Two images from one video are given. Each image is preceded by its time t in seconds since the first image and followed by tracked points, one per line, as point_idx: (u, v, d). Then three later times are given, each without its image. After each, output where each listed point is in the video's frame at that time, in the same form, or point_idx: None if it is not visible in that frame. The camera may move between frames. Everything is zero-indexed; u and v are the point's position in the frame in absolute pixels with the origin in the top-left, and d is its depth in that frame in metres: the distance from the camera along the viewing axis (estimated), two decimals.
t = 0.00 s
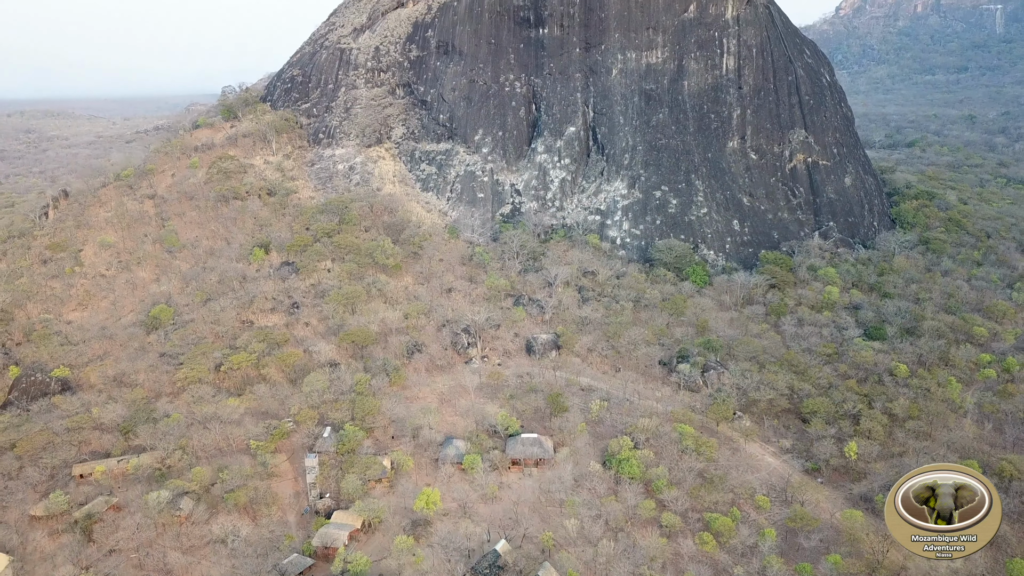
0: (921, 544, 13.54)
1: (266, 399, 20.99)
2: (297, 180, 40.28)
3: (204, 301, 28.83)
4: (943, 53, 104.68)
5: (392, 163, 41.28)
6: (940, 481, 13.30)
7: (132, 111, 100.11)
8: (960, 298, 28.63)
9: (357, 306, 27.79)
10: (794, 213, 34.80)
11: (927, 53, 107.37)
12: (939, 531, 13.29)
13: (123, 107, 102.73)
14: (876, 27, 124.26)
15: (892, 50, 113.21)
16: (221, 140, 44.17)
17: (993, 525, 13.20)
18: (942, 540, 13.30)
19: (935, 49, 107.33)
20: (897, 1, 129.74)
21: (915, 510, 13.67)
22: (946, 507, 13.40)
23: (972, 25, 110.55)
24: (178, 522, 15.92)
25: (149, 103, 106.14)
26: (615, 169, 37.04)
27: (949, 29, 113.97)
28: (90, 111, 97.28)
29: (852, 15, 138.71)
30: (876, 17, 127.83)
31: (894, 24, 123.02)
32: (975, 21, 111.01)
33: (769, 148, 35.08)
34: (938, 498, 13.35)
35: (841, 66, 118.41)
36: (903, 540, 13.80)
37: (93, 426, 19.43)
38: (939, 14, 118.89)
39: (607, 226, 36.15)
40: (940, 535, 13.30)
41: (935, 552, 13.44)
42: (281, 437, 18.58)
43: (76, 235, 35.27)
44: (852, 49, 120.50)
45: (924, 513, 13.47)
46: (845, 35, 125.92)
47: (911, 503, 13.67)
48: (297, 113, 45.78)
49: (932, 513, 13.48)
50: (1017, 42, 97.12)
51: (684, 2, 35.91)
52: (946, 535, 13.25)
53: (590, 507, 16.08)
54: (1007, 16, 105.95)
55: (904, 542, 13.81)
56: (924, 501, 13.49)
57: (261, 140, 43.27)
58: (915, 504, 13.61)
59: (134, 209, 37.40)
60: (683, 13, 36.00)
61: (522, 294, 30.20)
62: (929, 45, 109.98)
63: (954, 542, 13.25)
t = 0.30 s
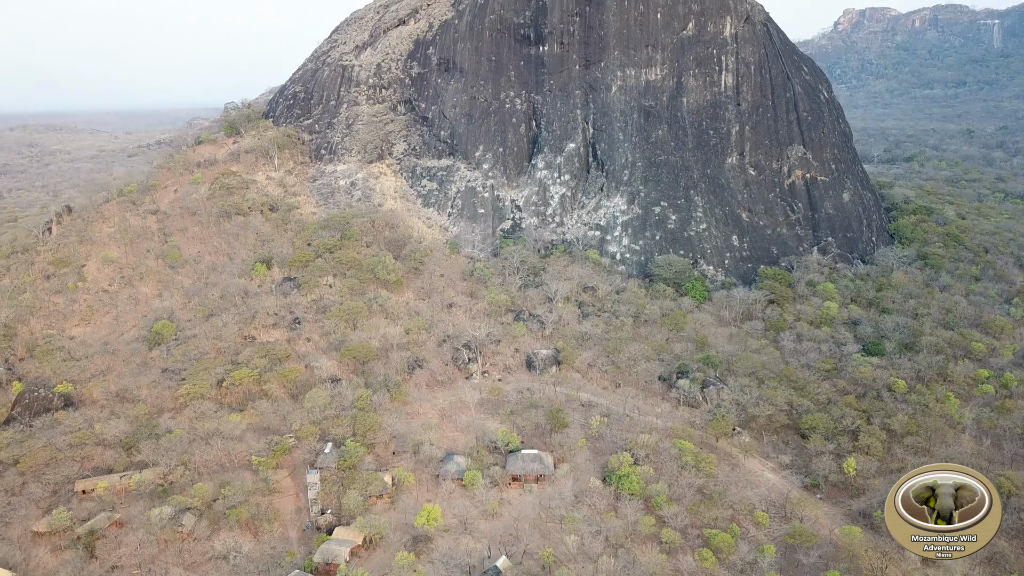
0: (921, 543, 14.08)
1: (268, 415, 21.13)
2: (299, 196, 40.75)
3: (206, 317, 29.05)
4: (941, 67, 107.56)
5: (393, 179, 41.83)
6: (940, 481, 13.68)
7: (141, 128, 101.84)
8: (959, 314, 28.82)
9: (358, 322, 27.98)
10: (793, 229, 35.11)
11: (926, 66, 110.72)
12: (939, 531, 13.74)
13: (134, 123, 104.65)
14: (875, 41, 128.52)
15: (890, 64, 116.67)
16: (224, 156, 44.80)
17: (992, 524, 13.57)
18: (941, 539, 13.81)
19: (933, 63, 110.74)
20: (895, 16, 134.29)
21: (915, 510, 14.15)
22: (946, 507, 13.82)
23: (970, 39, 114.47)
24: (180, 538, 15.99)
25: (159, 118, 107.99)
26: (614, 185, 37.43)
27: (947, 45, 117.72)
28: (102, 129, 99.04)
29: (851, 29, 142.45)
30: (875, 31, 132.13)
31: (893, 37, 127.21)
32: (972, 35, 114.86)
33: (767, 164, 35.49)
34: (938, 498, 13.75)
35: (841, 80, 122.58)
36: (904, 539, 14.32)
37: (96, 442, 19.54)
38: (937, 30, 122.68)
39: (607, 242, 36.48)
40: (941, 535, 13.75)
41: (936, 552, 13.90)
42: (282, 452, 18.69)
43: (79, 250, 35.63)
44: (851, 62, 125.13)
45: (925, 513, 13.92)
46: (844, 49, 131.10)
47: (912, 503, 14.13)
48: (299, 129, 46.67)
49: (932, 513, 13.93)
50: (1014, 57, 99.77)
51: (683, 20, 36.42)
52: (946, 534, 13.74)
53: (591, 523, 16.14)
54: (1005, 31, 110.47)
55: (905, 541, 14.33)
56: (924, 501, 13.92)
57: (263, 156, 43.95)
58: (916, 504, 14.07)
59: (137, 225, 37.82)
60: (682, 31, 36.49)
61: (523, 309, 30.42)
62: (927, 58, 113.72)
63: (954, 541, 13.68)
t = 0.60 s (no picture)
0: (920, 543, 14.28)
1: (269, 431, 21.27)
2: (301, 211, 41.24)
3: (208, 332, 29.21)
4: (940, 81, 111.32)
5: (394, 195, 42.31)
6: (940, 481, 13.86)
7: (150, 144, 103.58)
8: (957, 329, 29.00)
9: (360, 337, 28.15)
10: (791, 244, 35.42)
11: (926, 79, 114.95)
12: (939, 531, 13.96)
13: (143, 140, 106.51)
14: (874, 55, 135.55)
15: (888, 79, 121.43)
16: (226, 172, 45.32)
17: (992, 524, 13.78)
18: (942, 540, 14.01)
19: (931, 77, 114.76)
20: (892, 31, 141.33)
21: (915, 509, 14.36)
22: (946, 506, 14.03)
23: (969, 54, 119.52)
24: (181, 554, 16.05)
25: (168, 136, 110.18)
26: (614, 201, 37.78)
27: (945, 59, 122.57)
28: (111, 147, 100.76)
29: (849, 44, 147.79)
30: (874, 46, 138.56)
31: (891, 52, 134.01)
32: (971, 50, 120.46)
33: (766, 180, 35.89)
34: (938, 498, 13.94)
35: (840, 95, 126.29)
36: (904, 540, 14.51)
37: (98, 458, 19.66)
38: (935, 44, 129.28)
39: (606, 257, 36.78)
40: (940, 535, 13.98)
41: (935, 552, 14.13)
42: (284, 469, 18.81)
43: (82, 265, 35.95)
44: (850, 76, 130.03)
45: (925, 513, 14.13)
46: (842, 65, 136.45)
47: (913, 503, 14.33)
48: (302, 146, 47.47)
49: (932, 512, 14.13)
50: (1012, 71, 102.67)
51: (682, 38, 36.85)
52: (947, 535, 13.93)
53: (591, 540, 16.19)
54: (1003, 48, 114.56)
55: (905, 542, 14.54)
56: (924, 501, 14.13)
57: (265, 172, 44.53)
58: (916, 505, 14.26)
59: (139, 240, 38.19)
60: (681, 49, 36.92)
61: (523, 325, 30.61)
62: (926, 71, 118.67)
63: (953, 541, 13.92)
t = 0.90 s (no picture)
0: (921, 543, 14.86)
1: (271, 447, 21.40)
2: (302, 227, 41.64)
3: (209, 347, 29.40)
4: (938, 95, 113.34)
5: (395, 211, 42.80)
6: (940, 482, 14.38)
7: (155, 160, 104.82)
8: (955, 344, 29.17)
9: (361, 353, 28.33)
10: (790, 259, 35.70)
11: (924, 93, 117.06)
12: (939, 531, 14.52)
13: (148, 156, 107.86)
14: (872, 69, 138.30)
15: (887, 93, 123.54)
16: (228, 188, 45.83)
17: (992, 524, 14.27)
18: (942, 540, 14.57)
19: (929, 91, 116.90)
20: (890, 46, 143.99)
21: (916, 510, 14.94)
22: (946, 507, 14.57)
23: (965, 69, 121.99)
24: (183, 571, 16.11)
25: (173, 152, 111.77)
26: (614, 217, 38.16)
27: (942, 74, 124.94)
28: (117, 163, 101.97)
29: (847, 59, 150.62)
30: (871, 61, 141.17)
31: (889, 67, 136.68)
32: (968, 65, 123.08)
33: (764, 196, 36.30)
34: (938, 498, 14.48)
35: (838, 108, 129.02)
36: (905, 539, 15.09)
37: (100, 474, 19.78)
38: (932, 58, 132.21)
39: (606, 272, 37.08)
40: (940, 535, 14.54)
41: (935, 551, 14.74)
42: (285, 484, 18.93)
43: (84, 281, 36.27)
44: (848, 90, 132.32)
45: (925, 514, 14.68)
46: (841, 78, 138.91)
47: (914, 503, 14.88)
48: (303, 162, 48.06)
49: (933, 512, 14.68)
50: (1008, 86, 104.43)
51: (680, 55, 37.45)
52: (947, 535, 14.49)
53: (591, 557, 16.25)
54: (1000, 61, 117.31)
55: (906, 542, 15.12)
56: (925, 501, 14.67)
57: (267, 188, 45.01)
58: (918, 505, 14.79)
59: (142, 256, 38.54)
60: (679, 66, 37.50)
61: (523, 340, 30.79)
62: (924, 85, 121.01)
63: (954, 541, 14.46)
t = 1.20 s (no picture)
0: (922, 542, 15.75)
1: (272, 463, 21.53)
2: (304, 242, 42.02)
3: (211, 362, 29.56)
4: (937, 109, 115.24)
5: (396, 226, 43.25)
6: (941, 482, 15.44)
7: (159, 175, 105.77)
8: (954, 359, 29.32)
9: (362, 368, 28.50)
10: (790, 274, 35.95)
11: (923, 107, 119.12)
12: (939, 531, 15.46)
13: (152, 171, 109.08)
14: (872, 83, 140.55)
15: (885, 106, 126.55)
16: (231, 204, 46.30)
17: (991, 524, 15.23)
18: (943, 539, 15.48)
19: (928, 105, 118.85)
20: (889, 60, 146.17)
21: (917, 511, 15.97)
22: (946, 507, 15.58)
23: (964, 83, 123.72)
24: None
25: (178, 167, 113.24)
26: (614, 232, 38.52)
27: (941, 88, 126.69)
28: (121, 178, 102.96)
29: (847, 73, 153.06)
30: (870, 74, 143.35)
31: (888, 80, 139.42)
32: (967, 79, 124.94)
33: (763, 212, 36.65)
34: (939, 498, 15.51)
35: (838, 122, 131.29)
36: (906, 539, 15.99)
37: (102, 490, 19.89)
38: (931, 72, 134.42)
39: (606, 287, 37.35)
40: (941, 534, 15.46)
41: (935, 551, 15.60)
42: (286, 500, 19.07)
43: (87, 296, 36.58)
44: (847, 105, 135.01)
45: (925, 513, 15.72)
46: (840, 93, 141.38)
47: (916, 504, 15.93)
48: (305, 177, 48.63)
49: (933, 513, 15.69)
50: (1007, 100, 105.80)
51: (680, 72, 38.07)
52: (948, 534, 15.43)
53: (591, 573, 16.32)
54: (999, 75, 118.93)
55: (907, 541, 16.00)
56: (925, 501, 15.73)
57: (269, 204, 45.50)
58: (919, 504, 15.84)
59: (144, 271, 38.88)
60: (679, 82, 38.12)
61: (524, 355, 30.96)
62: (922, 99, 122.90)
63: (954, 541, 15.37)
